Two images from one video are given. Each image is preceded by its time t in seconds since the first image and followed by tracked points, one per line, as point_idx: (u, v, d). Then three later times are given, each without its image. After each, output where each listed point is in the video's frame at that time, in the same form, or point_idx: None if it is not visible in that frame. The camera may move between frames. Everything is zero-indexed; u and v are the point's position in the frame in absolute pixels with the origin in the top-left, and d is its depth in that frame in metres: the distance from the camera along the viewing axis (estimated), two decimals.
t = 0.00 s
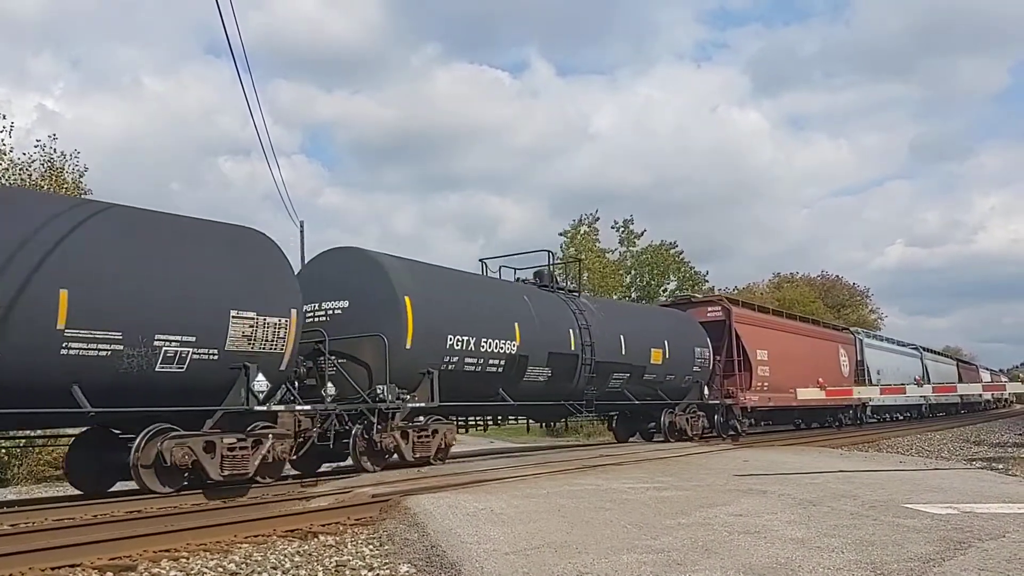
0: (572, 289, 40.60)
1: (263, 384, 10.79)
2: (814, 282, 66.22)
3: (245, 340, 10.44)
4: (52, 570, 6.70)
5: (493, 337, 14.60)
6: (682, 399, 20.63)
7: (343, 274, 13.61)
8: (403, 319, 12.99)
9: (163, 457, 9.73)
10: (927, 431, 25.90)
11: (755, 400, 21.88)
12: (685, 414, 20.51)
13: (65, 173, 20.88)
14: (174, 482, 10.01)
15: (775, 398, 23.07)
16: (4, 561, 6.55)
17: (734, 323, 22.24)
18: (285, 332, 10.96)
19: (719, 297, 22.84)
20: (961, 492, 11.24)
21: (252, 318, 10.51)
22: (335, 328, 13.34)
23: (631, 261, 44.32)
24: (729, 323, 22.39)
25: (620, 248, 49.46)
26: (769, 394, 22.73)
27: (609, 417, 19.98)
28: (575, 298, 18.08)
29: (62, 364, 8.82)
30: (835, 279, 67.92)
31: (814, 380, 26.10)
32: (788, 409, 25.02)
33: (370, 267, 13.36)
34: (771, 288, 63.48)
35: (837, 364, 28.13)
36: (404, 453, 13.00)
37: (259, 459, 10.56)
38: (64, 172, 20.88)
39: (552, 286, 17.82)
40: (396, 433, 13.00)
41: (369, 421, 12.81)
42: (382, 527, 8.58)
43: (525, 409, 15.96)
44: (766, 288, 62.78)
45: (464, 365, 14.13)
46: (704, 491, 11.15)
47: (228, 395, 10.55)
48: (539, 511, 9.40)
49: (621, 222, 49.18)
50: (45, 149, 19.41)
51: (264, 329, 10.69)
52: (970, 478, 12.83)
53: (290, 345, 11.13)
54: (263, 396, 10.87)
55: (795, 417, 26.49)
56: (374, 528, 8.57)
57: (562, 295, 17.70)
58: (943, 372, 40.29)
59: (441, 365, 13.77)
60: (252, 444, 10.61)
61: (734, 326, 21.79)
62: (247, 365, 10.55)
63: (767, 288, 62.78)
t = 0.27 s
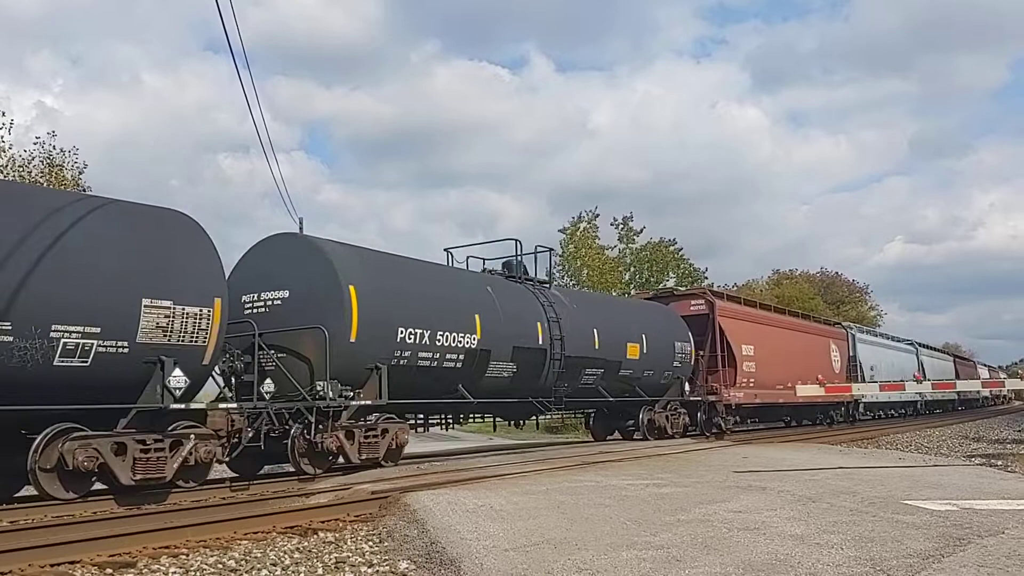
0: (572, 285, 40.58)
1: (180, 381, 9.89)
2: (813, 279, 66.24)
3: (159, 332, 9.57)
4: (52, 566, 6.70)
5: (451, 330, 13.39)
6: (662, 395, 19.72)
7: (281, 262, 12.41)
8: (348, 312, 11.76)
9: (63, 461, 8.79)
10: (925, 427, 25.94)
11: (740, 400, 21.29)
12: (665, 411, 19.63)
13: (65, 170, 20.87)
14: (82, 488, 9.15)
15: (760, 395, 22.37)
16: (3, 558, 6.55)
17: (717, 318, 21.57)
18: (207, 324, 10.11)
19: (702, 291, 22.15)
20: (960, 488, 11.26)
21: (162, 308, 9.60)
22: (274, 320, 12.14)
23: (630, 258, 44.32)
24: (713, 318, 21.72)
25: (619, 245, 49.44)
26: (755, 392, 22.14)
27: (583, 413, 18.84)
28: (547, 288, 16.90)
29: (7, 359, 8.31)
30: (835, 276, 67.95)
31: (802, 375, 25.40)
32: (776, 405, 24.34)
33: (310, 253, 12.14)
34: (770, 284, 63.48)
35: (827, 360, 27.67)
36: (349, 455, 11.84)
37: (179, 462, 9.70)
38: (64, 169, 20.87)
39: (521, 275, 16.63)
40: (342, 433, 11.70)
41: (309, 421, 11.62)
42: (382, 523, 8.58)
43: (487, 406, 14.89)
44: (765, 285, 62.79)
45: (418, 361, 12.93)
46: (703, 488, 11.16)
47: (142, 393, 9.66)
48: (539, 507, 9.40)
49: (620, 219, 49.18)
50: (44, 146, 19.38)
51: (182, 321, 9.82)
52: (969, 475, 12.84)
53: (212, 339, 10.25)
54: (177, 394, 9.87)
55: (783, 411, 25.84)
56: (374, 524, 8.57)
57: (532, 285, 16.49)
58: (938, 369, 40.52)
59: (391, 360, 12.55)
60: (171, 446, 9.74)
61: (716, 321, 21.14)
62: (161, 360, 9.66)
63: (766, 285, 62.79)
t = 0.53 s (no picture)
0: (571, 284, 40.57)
1: (81, 378, 8.98)
2: (812, 277, 66.26)
3: (57, 324, 8.68)
4: (51, 565, 6.69)
5: (402, 324, 12.33)
6: (641, 393, 18.79)
7: (211, 248, 11.34)
8: (284, 305, 10.71)
9: None
10: (924, 425, 25.96)
11: (723, 399, 20.80)
12: (644, 411, 18.77)
13: (64, 169, 20.85)
14: None
15: (745, 393, 21.90)
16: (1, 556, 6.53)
17: (700, 314, 21.02)
18: (114, 316, 9.22)
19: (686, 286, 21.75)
20: (960, 487, 11.26)
21: (64, 299, 8.76)
22: (202, 313, 11.09)
23: (629, 257, 44.32)
24: (695, 314, 21.15)
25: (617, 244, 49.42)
26: (740, 390, 21.67)
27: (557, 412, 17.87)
28: (514, 280, 15.93)
29: None
30: (833, 274, 67.97)
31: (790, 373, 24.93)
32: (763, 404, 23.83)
33: (243, 240, 11.08)
34: (769, 283, 63.47)
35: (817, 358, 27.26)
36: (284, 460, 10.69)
37: (83, 468, 8.90)
38: (64, 168, 20.85)
39: (487, 267, 15.73)
40: (276, 432, 10.70)
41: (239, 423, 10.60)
42: (382, 522, 8.57)
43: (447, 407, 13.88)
44: (764, 284, 62.80)
45: (363, 357, 11.87)
46: (703, 486, 11.16)
47: (40, 393, 8.77)
48: (538, 506, 9.39)
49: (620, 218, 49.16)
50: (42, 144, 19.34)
51: (84, 313, 8.92)
52: (968, 473, 12.85)
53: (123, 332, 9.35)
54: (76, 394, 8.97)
55: (772, 411, 25.37)
56: (373, 523, 8.56)
57: (498, 277, 15.53)
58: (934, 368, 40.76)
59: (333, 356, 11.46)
60: (75, 450, 8.93)
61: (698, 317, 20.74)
62: (60, 355, 8.76)
63: (765, 284, 62.80)
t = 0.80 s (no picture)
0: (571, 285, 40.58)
1: None
2: (812, 278, 66.28)
3: None
4: (51, 566, 6.70)
5: (344, 319, 11.47)
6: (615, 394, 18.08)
7: (133, 238, 10.57)
8: (206, 297, 9.88)
9: None
10: (924, 426, 25.97)
11: (705, 399, 20.50)
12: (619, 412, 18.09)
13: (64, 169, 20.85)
14: None
15: (727, 393, 21.62)
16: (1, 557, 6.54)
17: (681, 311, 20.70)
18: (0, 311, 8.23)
19: (667, 283, 21.60)
20: (960, 488, 11.27)
21: None
22: (119, 307, 10.30)
23: (629, 257, 44.34)
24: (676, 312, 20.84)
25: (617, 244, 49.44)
26: (723, 389, 21.40)
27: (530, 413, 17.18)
28: (478, 275, 15.17)
29: None
30: (833, 275, 67.98)
31: (777, 373, 24.65)
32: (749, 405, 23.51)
33: (166, 228, 10.28)
34: (768, 284, 63.48)
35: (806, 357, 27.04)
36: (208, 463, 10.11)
37: None
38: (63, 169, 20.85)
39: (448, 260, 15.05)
40: (198, 438, 10.02)
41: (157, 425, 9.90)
42: (381, 522, 8.58)
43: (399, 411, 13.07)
44: (764, 284, 62.81)
45: (300, 356, 11.03)
46: (702, 487, 11.17)
47: None
48: (538, 507, 9.39)
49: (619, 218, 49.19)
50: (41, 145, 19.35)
51: None
52: (968, 474, 12.86)
53: (13, 327, 8.38)
54: None
55: (760, 411, 25.04)
56: (373, 524, 8.57)
57: (459, 272, 14.76)
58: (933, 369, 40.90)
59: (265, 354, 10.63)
60: None
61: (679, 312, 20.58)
62: None
63: (765, 284, 62.81)
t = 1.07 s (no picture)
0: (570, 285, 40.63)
1: None
2: (812, 278, 66.34)
3: None
4: (50, 566, 6.70)
5: (278, 314, 10.65)
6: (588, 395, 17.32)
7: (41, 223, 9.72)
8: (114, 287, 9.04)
9: None
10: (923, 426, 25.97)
11: (686, 399, 20.01)
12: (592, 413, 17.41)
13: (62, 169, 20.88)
14: None
15: (710, 394, 21.21)
16: None
17: (660, 308, 20.11)
18: None
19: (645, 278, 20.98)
20: (959, 488, 11.28)
21: None
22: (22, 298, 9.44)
23: (628, 257, 44.38)
24: (655, 308, 20.24)
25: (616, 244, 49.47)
26: (705, 388, 20.93)
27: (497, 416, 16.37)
28: (436, 268, 14.36)
29: None
30: (833, 275, 68.03)
31: (762, 373, 24.20)
32: (732, 405, 23.09)
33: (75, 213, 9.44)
34: (768, 284, 63.51)
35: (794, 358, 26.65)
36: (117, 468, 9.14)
37: None
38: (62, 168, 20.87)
39: (402, 251, 14.21)
40: (106, 443, 9.07)
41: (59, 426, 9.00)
42: (381, 523, 8.58)
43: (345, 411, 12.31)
44: (764, 284, 62.85)
45: (226, 353, 10.18)
46: (702, 487, 11.18)
47: None
48: (537, 507, 9.39)
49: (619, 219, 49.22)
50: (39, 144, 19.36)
51: None
52: (967, 474, 12.87)
53: None
54: None
55: (745, 412, 24.63)
56: (372, 524, 8.56)
57: (415, 264, 14.00)
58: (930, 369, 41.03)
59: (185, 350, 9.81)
60: None
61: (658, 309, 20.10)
62: None
63: (765, 284, 62.86)
